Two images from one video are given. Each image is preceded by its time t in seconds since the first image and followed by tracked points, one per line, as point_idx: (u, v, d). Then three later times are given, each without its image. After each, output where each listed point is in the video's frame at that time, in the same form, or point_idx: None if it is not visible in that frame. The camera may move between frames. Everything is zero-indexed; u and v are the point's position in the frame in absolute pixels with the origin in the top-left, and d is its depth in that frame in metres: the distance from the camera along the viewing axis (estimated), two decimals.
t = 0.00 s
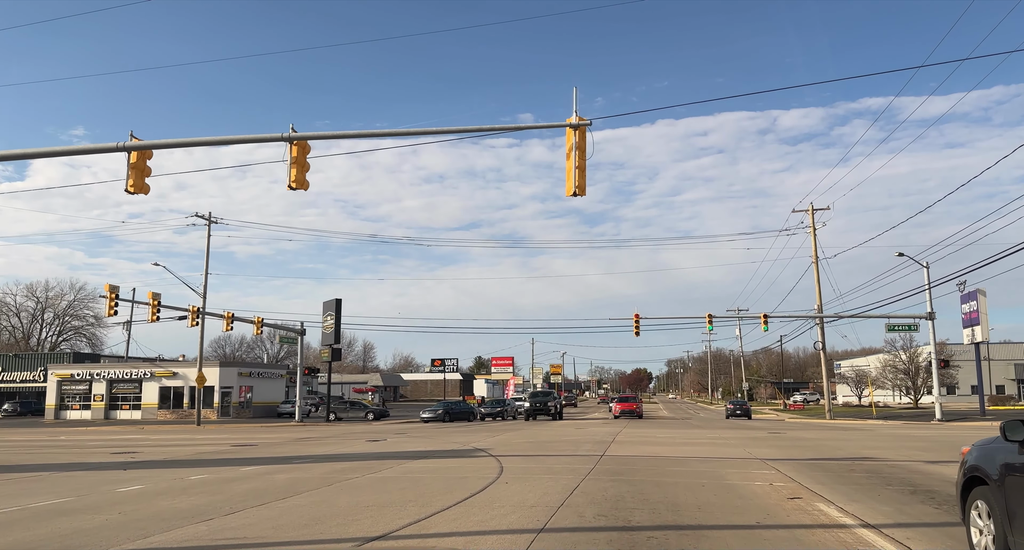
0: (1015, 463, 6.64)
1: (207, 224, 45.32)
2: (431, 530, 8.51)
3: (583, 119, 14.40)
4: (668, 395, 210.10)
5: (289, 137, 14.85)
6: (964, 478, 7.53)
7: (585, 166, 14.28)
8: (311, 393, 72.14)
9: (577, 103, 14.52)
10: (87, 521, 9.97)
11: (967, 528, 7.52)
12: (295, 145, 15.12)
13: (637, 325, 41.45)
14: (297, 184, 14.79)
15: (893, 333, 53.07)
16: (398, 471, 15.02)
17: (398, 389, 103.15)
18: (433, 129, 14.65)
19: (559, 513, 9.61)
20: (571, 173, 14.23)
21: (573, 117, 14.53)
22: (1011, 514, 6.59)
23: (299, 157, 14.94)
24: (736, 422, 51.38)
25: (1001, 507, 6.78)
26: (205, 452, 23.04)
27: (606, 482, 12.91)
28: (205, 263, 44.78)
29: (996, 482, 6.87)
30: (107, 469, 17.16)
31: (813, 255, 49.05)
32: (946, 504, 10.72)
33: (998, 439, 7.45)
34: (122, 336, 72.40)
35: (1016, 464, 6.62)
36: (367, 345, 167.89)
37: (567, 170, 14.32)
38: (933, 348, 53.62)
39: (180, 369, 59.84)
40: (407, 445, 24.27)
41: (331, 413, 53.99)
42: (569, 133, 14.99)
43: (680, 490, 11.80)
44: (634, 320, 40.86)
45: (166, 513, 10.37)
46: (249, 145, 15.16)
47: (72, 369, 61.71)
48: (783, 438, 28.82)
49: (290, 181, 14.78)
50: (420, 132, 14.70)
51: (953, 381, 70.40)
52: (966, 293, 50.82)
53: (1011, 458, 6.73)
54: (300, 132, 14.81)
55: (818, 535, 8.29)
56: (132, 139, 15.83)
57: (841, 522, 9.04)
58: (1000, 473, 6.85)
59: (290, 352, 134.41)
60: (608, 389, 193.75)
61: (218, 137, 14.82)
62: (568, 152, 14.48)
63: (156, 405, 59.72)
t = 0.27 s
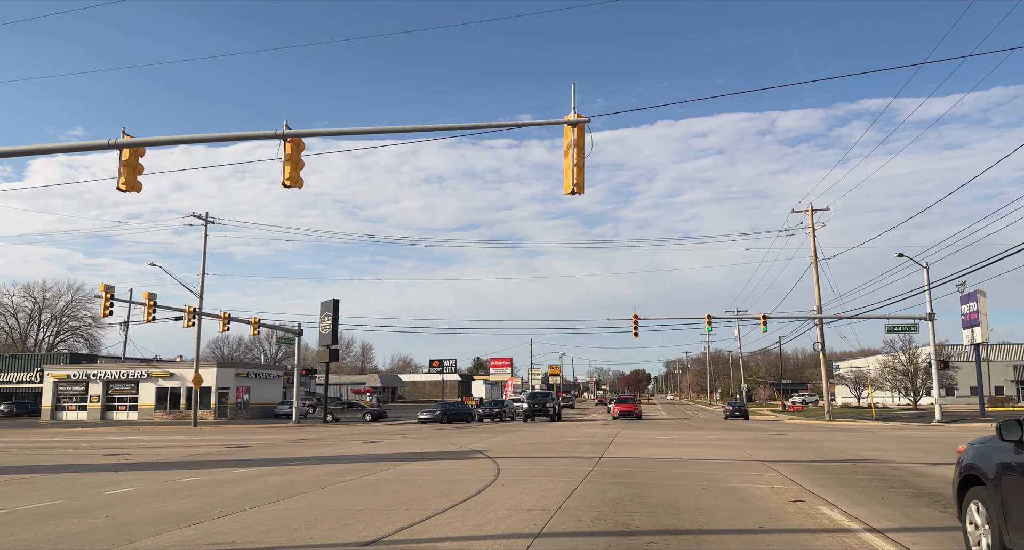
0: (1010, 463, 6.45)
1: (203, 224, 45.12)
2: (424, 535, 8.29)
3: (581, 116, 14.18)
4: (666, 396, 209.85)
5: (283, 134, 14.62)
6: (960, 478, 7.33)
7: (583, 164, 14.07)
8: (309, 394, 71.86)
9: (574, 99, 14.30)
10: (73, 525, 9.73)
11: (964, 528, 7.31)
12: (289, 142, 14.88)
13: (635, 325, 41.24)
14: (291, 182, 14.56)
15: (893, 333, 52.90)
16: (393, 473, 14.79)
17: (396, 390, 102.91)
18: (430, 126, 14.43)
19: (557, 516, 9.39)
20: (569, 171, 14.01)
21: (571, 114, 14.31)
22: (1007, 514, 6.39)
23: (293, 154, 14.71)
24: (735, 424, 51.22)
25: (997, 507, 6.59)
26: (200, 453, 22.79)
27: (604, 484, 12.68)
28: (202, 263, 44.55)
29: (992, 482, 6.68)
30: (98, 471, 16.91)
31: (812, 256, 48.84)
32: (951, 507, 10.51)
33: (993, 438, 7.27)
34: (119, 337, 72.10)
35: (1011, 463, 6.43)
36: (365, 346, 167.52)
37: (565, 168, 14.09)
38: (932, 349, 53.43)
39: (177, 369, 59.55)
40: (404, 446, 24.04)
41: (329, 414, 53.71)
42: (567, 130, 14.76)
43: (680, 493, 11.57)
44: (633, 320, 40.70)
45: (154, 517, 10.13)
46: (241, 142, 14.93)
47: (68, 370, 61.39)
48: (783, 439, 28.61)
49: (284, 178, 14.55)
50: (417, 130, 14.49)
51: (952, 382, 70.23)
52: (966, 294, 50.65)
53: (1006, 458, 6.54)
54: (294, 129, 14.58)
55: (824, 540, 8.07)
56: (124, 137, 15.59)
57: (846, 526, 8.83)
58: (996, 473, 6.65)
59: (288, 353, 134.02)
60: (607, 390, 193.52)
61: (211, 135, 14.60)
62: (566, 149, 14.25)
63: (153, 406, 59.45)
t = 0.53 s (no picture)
0: (981, 459, 6.46)
1: (199, 224, 45.00)
2: (417, 539, 8.18)
3: (578, 115, 14.06)
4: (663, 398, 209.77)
5: (278, 134, 14.50)
6: (935, 474, 7.37)
7: (580, 164, 13.95)
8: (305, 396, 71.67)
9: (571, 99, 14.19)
10: (62, 529, 9.56)
11: (940, 522, 7.36)
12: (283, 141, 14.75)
13: (633, 327, 41.14)
14: (286, 182, 14.43)
15: (890, 335, 52.88)
16: (389, 475, 14.64)
17: (393, 391, 102.63)
18: (426, 125, 14.29)
19: (553, 520, 9.26)
20: (566, 170, 13.90)
21: (568, 113, 14.20)
22: (979, 507, 6.43)
23: (288, 153, 14.59)
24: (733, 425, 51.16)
25: (968, 501, 6.65)
26: (194, 455, 22.61)
27: (600, 486, 12.57)
28: (198, 264, 44.39)
29: (963, 477, 6.72)
30: (90, 473, 16.71)
31: (810, 258, 48.82)
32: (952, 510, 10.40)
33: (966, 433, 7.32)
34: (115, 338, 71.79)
35: (980, 460, 6.48)
36: (362, 347, 167.28)
37: (562, 168, 13.99)
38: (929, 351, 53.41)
39: (173, 371, 59.30)
40: (400, 448, 23.88)
41: (325, 416, 53.53)
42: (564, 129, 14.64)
43: (678, 496, 11.46)
44: (631, 322, 40.62)
45: (144, 521, 9.96)
46: (235, 142, 14.78)
47: (63, 371, 61.06)
48: (780, 441, 28.53)
49: (279, 178, 14.42)
50: (413, 129, 14.35)
51: (949, 384, 70.25)
52: (964, 296, 50.63)
53: (976, 453, 6.59)
54: (289, 128, 14.45)
55: (826, 543, 7.94)
56: (117, 136, 15.45)
57: (845, 529, 8.72)
58: (967, 468, 6.68)
59: (285, 354, 133.69)
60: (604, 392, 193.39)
61: (205, 134, 14.47)
62: (563, 149, 14.14)
63: (149, 407, 59.20)
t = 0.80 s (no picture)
0: (934, 453, 7.43)
1: (194, 226, 44.87)
2: (413, 541, 8.15)
3: (574, 117, 14.07)
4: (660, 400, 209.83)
5: (273, 135, 14.47)
6: (896, 468, 8.34)
7: (576, 165, 13.94)
8: (301, 398, 71.47)
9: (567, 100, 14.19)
10: (55, 532, 9.50)
11: (902, 510, 8.34)
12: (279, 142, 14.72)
13: (629, 329, 41.14)
14: (281, 183, 14.40)
15: (886, 337, 53.00)
16: (384, 478, 14.60)
17: (389, 393, 102.43)
18: (422, 127, 14.28)
19: (549, 523, 9.22)
20: (562, 172, 13.89)
21: (564, 115, 14.20)
22: (932, 496, 7.42)
23: (284, 154, 14.56)
24: (729, 427, 51.18)
25: (925, 492, 7.62)
26: (189, 457, 22.53)
27: (597, 489, 12.56)
28: (194, 266, 44.27)
29: (921, 469, 7.68)
30: (84, 476, 16.62)
31: (805, 260, 48.85)
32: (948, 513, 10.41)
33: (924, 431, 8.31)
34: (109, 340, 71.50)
35: (934, 454, 7.45)
36: (358, 349, 167.02)
37: (558, 170, 13.98)
38: (924, 353, 53.53)
39: (168, 373, 59.12)
40: (396, 450, 23.84)
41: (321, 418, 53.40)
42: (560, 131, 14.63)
43: (674, 498, 11.43)
44: (627, 324, 40.60)
45: (137, 524, 9.90)
46: (230, 143, 14.75)
47: (58, 373, 60.81)
48: (776, 443, 28.53)
49: (274, 179, 14.39)
50: (409, 130, 14.33)
51: (944, 386, 70.39)
52: (959, 298, 50.70)
53: (931, 449, 7.55)
54: (284, 129, 14.42)
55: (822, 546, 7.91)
56: (112, 138, 15.38)
57: (842, 531, 8.70)
58: (925, 462, 7.63)
59: (281, 356, 133.32)
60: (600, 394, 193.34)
61: (200, 135, 14.43)
62: (560, 150, 14.13)
63: (144, 410, 58.97)
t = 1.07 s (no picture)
0: (886, 449, 8.66)
1: (189, 229, 44.77)
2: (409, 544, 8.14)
3: (570, 120, 14.10)
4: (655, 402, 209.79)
5: (269, 138, 14.47)
6: (856, 462, 9.53)
7: (572, 168, 13.97)
8: (296, 401, 71.37)
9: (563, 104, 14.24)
10: (45, 536, 9.44)
11: (863, 499, 9.57)
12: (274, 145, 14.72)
13: (624, 331, 41.18)
14: (276, 185, 14.38)
15: (880, 340, 53.15)
16: (380, 481, 14.59)
17: (385, 396, 102.28)
18: (418, 130, 14.29)
19: (545, 527, 9.19)
20: (557, 175, 13.91)
21: (560, 118, 14.23)
22: (885, 486, 8.66)
23: (278, 157, 14.54)
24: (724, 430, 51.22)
25: (880, 482, 8.86)
26: (184, 460, 22.46)
27: (592, 491, 12.58)
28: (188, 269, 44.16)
29: (876, 462, 8.88)
30: (78, 479, 16.56)
31: (800, 262, 48.97)
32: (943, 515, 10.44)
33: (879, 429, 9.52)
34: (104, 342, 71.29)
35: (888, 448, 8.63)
36: (354, 352, 166.79)
37: (554, 172, 13.99)
38: (919, 355, 53.67)
39: (163, 375, 58.96)
40: (392, 453, 23.83)
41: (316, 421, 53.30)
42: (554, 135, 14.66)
43: (669, 501, 11.45)
44: (622, 326, 40.67)
45: (130, 527, 9.86)
46: (225, 146, 14.73)
47: (52, 376, 60.54)
48: (771, 445, 28.57)
49: (269, 182, 14.38)
50: (405, 133, 14.34)
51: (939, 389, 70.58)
52: (953, 300, 50.88)
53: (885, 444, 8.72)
54: (280, 132, 14.42)
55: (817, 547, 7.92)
56: (107, 140, 15.37)
57: (837, 533, 8.72)
58: (879, 456, 8.83)
59: (276, 359, 133.05)
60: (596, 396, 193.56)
61: (195, 138, 14.43)
62: (555, 154, 14.15)
63: (139, 413, 58.81)
